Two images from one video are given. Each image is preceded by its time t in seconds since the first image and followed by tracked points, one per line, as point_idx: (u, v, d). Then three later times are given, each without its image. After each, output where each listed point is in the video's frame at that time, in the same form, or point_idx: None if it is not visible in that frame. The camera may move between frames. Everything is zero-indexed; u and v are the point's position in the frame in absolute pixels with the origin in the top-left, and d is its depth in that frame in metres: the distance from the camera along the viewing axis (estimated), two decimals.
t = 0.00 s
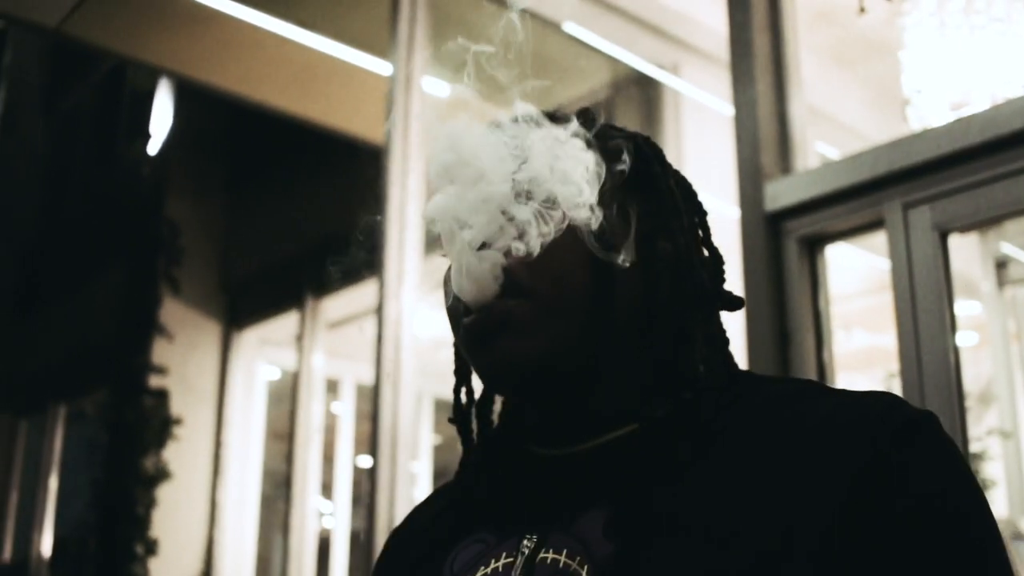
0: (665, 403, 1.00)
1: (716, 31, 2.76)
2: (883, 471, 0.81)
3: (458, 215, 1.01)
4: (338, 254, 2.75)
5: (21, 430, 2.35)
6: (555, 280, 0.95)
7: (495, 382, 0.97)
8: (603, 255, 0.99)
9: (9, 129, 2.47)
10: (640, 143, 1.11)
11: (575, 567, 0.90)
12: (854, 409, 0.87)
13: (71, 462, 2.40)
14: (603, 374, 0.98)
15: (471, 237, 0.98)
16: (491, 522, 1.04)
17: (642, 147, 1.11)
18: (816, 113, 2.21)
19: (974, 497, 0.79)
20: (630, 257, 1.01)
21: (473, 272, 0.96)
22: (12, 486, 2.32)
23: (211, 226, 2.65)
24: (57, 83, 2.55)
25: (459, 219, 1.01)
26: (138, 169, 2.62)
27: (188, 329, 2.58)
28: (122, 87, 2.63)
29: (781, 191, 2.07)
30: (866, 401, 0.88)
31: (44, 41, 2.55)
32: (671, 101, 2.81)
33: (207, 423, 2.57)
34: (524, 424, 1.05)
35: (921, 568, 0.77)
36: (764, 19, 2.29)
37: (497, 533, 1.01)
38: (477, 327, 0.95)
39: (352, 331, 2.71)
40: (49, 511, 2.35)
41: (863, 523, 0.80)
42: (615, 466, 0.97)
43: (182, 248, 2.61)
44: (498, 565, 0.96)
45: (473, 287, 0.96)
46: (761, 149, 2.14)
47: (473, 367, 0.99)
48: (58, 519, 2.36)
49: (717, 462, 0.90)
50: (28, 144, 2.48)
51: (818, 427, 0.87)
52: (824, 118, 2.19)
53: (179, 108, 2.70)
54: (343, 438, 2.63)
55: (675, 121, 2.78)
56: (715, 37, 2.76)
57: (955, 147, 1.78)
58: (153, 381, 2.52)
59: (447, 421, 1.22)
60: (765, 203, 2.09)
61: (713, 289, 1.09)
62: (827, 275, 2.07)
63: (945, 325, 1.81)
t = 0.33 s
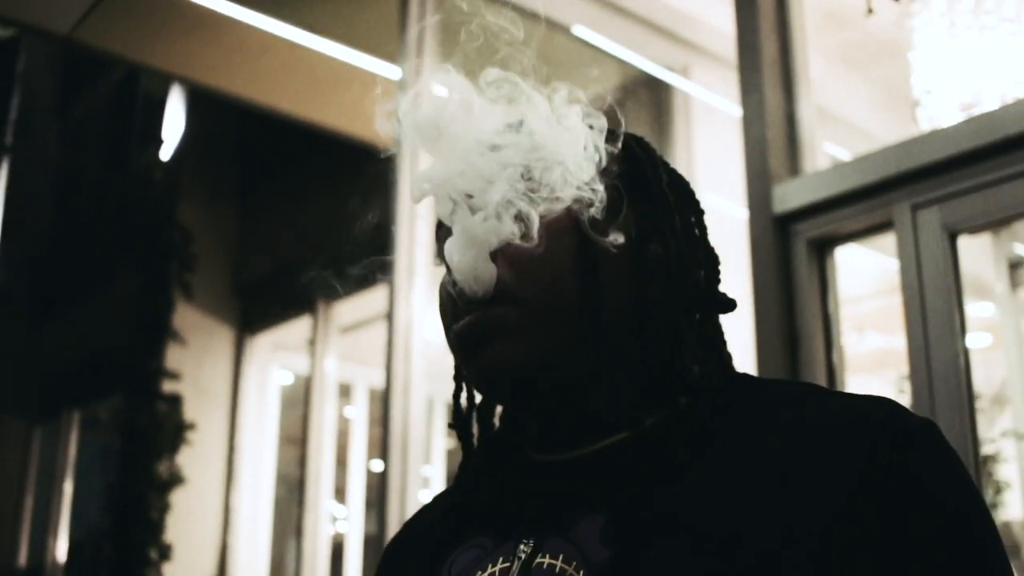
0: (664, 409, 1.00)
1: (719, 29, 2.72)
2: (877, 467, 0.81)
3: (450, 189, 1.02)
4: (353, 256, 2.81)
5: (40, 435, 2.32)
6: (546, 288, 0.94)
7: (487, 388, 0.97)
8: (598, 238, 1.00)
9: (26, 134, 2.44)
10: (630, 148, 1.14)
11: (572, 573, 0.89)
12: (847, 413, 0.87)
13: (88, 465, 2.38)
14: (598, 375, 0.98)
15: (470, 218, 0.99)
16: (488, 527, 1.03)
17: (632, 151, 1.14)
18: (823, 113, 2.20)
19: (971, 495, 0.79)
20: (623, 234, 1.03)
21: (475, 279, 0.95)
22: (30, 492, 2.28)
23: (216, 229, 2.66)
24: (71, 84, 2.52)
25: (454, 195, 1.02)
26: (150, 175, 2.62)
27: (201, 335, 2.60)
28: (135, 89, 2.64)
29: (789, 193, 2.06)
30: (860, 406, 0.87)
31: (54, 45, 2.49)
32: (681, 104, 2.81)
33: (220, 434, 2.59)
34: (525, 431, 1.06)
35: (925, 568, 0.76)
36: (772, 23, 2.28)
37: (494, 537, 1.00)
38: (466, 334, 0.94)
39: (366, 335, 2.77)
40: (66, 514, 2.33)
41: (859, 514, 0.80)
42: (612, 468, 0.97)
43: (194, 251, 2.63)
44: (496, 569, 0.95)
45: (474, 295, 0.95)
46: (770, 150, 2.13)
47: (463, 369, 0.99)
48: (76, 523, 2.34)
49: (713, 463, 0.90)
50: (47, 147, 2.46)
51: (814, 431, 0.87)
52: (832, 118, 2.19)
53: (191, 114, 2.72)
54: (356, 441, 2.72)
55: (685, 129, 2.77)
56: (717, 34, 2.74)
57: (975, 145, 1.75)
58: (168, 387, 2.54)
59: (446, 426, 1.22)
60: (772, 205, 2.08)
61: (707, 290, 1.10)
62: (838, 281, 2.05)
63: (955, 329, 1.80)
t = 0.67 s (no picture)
0: (661, 413, 0.99)
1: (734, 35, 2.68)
2: (877, 468, 0.81)
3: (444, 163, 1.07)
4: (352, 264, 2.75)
5: (56, 440, 2.46)
6: (536, 289, 0.92)
7: (482, 394, 0.95)
8: (586, 217, 1.01)
9: (38, 144, 2.55)
10: (628, 151, 1.12)
11: None
12: (844, 414, 0.87)
13: (103, 466, 2.56)
14: (592, 379, 0.97)
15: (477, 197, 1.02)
16: (487, 530, 1.03)
17: (627, 151, 1.12)
18: (833, 115, 2.19)
19: (966, 488, 0.79)
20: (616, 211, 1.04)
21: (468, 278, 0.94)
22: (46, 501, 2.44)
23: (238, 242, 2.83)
24: (81, 97, 2.59)
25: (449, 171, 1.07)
26: (164, 179, 2.77)
27: (217, 339, 2.77)
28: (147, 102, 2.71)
29: (799, 194, 2.04)
30: (860, 410, 0.87)
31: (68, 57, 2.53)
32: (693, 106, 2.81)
33: (233, 439, 2.75)
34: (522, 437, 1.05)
35: (916, 566, 0.76)
36: (781, 25, 2.27)
37: (494, 540, 1.01)
38: (460, 340, 0.92)
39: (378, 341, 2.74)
40: (82, 519, 2.51)
41: (858, 515, 0.79)
42: (612, 474, 0.96)
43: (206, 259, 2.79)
44: (493, 573, 0.95)
45: (467, 300, 0.93)
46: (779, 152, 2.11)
47: (460, 378, 0.97)
48: (90, 533, 2.51)
49: (710, 463, 0.90)
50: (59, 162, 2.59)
51: (812, 438, 0.86)
52: (843, 120, 2.17)
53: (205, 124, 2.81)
54: (369, 446, 2.78)
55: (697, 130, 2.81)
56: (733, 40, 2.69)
57: (974, 149, 1.71)
58: (181, 392, 2.71)
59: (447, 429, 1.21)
60: (782, 208, 2.06)
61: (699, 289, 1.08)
62: (849, 279, 2.03)
63: (965, 331, 1.75)
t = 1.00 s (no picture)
0: (659, 415, 0.99)
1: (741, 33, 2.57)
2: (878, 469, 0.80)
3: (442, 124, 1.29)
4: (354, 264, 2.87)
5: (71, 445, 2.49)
6: (528, 291, 0.92)
7: (477, 399, 0.96)
8: (578, 197, 1.02)
9: (51, 149, 2.60)
10: (622, 151, 1.09)
11: None
12: (847, 414, 0.87)
13: (116, 476, 2.60)
14: (589, 380, 0.96)
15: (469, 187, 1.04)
16: (485, 533, 1.03)
17: (623, 154, 1.09)
18: (842, 112, 2.17)
19: (967, 486, 0.79)
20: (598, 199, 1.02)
21: (458, 280, 0.95)
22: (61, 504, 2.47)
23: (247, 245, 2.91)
24: (96, 96, 2.63)
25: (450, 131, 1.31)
26: (177, 182, 2.82)
27: (229, 345, 2.85)
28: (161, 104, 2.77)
29: (807, 195, 1.99)
30: (858, 413, 0.86)
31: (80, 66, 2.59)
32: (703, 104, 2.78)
33: (246, 442, 2.83)
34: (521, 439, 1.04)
35: (917, 568, 0.76)
36: (789, 22, 2.23)
37: (493, 542, 1.01)
38: (453, 346, 0.92)
39: (387, 344, 2.88)
40: (96, 527, 2.55)
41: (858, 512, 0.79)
42: (612, 476, 0.96)
43: (219, 262, 2.86)
44: None
45: (461, 301, 0.93)
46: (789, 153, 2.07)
47: (456, 382, 0.97)
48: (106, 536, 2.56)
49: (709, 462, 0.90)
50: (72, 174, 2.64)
51: (811, 442, 0.86)
52: (853, 118, 2.15)
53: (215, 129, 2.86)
54: (384, 447, 2.83)
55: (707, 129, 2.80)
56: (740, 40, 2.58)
57: (969, 154, 1.68)
58: (195, 396, 2.78)
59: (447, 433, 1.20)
60: (791, 208, 2.01)
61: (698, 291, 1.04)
62: (860, 283, 1.97)
63: (976, 335, 1.70)
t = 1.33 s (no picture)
0: (659, 418, 0.98)
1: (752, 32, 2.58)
2: (879, 474, 0.80)
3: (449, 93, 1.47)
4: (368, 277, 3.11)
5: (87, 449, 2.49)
6: (528, 296, 0.93)
7: (477, 402, 0.96)
8: (576, 191, 1.01)
9: (67, 153, 2.60)
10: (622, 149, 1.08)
11: None
12: (848, 420, 0.86)
13: (131, 478, 2.59)
14: (590, 381, 0.96)
15: (470, 172, 1.07)
16: (486, 535, 1.02)
17: (623, 153, 1.08)
18: (853, 113, 2.16)
19: (970, 494, 0.79)
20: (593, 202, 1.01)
21: (456, 284, 0.96)
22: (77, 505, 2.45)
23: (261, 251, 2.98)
24: (110, 100, 2.67)
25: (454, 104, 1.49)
26: (192, 190, 2.87)
27: (243, 346, 2.89)
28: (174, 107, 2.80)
29: (818, 196, 1.97)
30: (859, 419, 0.85)
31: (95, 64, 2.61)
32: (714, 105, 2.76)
33: (262, 440, 2.88)
34: (521, 442, 1.04)
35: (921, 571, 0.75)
36: (799, 20, 2.22)
37: (493, 545, 1.00)
38: (453, 348, 0.93)
39: (399, 346, 3.09)
40: (113, 527, 2.53)
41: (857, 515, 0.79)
42: (612, 478, 0.95)
43: (232, 266, 2.92)
44: None
45: (461, 303, 0.94)
46: (800, 152, 2.05)
47: (456, 385, 0.97)
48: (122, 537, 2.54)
49: (708, 461, 0.89)
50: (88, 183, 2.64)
51: (811, 444, 0.85)
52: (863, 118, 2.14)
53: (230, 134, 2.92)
54: (397, 449, 2.99)
55: (720, 128, 2.80)
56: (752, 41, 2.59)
57: (983, 152, 1.67)
58: (211, 399, 2.81)
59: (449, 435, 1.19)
60: (801, 208, 2.00)
61: (699, 290, 1.04)
62: (873, 283, 1.95)
63: (988, 335, 1.68)
